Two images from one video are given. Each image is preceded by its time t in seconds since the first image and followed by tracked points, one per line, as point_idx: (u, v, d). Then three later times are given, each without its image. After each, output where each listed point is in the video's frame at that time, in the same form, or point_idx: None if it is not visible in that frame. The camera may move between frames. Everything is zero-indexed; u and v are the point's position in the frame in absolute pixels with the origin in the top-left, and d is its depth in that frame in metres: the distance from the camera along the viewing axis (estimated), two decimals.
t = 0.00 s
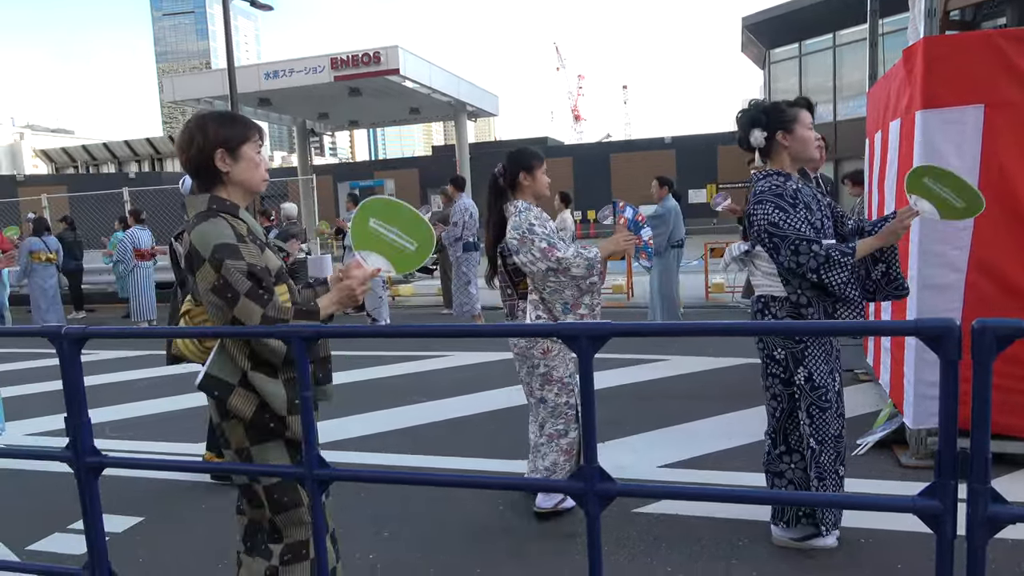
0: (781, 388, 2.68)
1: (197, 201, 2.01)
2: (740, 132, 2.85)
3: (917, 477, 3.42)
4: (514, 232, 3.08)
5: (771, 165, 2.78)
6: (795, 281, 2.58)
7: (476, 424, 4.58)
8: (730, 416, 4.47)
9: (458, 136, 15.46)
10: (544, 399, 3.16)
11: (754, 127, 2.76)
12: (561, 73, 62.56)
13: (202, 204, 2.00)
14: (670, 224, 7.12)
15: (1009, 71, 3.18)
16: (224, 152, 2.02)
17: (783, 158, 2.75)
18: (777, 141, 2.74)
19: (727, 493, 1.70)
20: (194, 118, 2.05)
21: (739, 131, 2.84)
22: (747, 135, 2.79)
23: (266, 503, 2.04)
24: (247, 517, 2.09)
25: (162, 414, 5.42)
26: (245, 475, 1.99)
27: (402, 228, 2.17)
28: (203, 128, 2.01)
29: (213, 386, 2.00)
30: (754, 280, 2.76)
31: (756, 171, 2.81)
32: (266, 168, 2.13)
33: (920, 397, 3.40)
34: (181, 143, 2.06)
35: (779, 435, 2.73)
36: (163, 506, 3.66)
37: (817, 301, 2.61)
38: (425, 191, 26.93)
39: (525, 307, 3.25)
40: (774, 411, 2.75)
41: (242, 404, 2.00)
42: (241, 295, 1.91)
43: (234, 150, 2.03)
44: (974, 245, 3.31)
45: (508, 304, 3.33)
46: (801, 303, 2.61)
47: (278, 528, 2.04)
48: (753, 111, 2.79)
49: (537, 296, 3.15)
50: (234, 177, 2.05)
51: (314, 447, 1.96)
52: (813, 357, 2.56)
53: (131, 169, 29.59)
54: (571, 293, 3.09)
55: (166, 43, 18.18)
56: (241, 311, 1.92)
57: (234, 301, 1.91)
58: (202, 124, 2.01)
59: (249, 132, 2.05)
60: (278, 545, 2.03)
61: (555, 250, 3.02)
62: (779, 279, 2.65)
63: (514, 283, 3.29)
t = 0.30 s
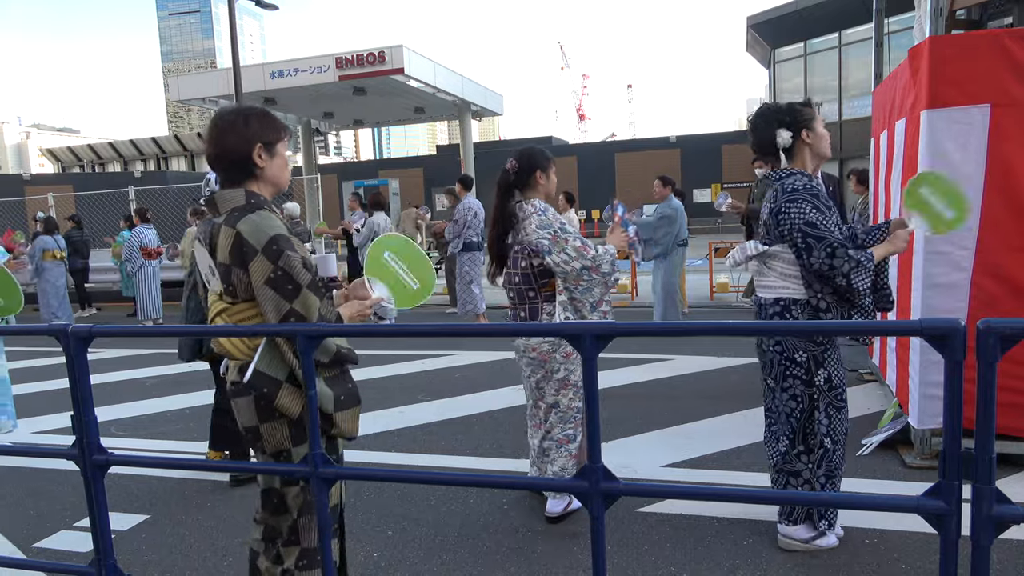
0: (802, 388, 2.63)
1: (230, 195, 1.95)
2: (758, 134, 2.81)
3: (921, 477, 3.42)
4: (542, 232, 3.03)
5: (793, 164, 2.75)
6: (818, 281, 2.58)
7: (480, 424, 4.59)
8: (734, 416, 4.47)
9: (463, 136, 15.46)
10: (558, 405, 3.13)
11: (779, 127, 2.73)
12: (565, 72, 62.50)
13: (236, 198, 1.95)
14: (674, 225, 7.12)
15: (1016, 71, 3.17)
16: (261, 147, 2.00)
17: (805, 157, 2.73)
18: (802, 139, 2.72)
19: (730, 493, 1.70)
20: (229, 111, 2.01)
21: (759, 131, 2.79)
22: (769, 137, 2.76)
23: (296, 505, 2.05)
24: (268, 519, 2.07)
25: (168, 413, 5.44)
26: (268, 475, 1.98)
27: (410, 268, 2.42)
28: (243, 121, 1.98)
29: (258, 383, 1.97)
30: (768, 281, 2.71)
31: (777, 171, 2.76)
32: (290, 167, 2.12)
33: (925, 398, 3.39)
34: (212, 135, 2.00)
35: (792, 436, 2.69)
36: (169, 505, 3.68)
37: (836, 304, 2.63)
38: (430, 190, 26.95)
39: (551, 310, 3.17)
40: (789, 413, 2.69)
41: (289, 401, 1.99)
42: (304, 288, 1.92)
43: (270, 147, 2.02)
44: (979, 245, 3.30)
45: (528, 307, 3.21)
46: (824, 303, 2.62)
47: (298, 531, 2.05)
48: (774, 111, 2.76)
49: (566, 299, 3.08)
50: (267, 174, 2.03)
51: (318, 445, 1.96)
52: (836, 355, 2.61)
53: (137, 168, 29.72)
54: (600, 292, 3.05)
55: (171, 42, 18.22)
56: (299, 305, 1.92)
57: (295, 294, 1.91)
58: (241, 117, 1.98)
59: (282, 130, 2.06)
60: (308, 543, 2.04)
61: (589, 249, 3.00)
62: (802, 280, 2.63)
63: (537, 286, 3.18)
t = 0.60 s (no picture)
0: (846, 391, 2.60)
1: (265, 191, 1.97)
2: (786, 126, 2.60)
3: (926, 478, 3.41)
4: (569, 232, 3.03)
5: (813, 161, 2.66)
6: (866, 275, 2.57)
7: (485, 425, 4.60)
8: (739, 416, 4.46)
9: (468, 136, 15.47)
10: (574, 408, 3.13)
11: (814, 121, 2.57)
12: (569, 72, 62.48)
13: (271, 193, 1.97)
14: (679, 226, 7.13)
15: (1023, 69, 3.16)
16: (297, 145, 2.02)
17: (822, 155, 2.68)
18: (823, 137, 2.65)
19: (736, 493, 1.69)
20: (259, 105, 2.00)
21: (793, 118, 2.59)
22: (803, 132, 2.59)
23: (313, 507, 2.04)
24: (285, 524, 2.06)
25: (173, 412, 5.46)
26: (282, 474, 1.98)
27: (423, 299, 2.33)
28: (279, 116, 1.99)
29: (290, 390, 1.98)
30: (818, 284, 2.58)
31: (801, 168, 2.63)
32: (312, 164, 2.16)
33: (931, 399, 3.38)
34: (243, 129, 1.99)
35: (833, 443, 2.63)
36: (175, 504, 3.69)
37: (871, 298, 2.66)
38: (435, 190, 27.00)
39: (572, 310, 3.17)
40: (830, 420, 2.62)
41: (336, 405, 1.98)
42: (352, 285, 1.92)
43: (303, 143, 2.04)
44: (985, 245, 3.29)
45: (549, 308, 3.16)
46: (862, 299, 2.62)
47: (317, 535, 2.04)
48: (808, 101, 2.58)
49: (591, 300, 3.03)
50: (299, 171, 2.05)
51: (322, 445, 1.95)
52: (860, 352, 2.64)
53: (143, 168, 29.84)
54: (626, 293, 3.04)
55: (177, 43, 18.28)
56: (346, 302, 1.92)
57: (341, 292, 1.91)
58: (275, 112, 1.98)
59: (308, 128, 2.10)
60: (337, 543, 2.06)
61: (615, 249, 2.98)
62: (849, 278, 2.59)
63: (559, 286, 3.14)
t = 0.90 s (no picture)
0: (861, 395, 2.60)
1: (284, 193, 1.96)
2: (821, 122, 2.56)
3: (932, 479, 3.40)
4: (574, 232, 3.12)
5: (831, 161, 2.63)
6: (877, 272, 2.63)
7: (489, 426, 4.60)
8: (744, 417, 4.45)
9: (472, 137, 15.49)
10: (576, 407, 3.14)
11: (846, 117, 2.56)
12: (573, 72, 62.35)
13: (292, 197, 1.97)
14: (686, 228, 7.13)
15: None
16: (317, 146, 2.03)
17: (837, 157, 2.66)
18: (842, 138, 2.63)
19: (742, 494, 1.69)
20: (279, 105, 1.99)
21: (826, 113, 2.55)
22: (836, 130, 2.56)
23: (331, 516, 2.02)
24: (300, 540, 2.02)
25: (179, 413, 5.49)
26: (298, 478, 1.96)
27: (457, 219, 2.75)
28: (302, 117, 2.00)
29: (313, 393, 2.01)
30: (848, 283, 2.55)
31: (825, 167, 2.59)
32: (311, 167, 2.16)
33: (936, 400, 3.37)
34: (262, 126, 1.95)
35: (852, 451, 2.61)
36: (180, 505, 3.71)
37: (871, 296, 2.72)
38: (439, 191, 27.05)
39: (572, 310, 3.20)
40: (850, 426, 2.59)
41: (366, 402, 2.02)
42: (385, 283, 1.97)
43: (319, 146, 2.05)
44: (990, 245, 3.28)
45: (552, 308, 3.14)
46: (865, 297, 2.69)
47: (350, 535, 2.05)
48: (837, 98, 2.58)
49: (592, 297, 3.18)
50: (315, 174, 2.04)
51: (327, 447, 1.95)
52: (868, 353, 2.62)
53: (148, 170, 29.95)
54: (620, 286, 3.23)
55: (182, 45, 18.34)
56: (381, 300, 1.96)
57: (375, 291, 1.95)
58: (297, 113, 1.98)
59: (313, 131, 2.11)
60: (356, 548, 2.05)
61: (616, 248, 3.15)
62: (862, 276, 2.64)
63: (560, 287, 3.14)
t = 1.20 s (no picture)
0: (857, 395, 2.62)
1: (279, 196, 1.96)
2: (821, 120, 2.54)
3: (935, 480, 3.40)
4: (551, 232, 3.07)
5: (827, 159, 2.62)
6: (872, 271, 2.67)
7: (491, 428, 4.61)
8: (747, 418, 4.44)
9: (474, 138, 15.51)
10: (565, 408, 3.13)
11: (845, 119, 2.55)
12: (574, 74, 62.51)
13: (286, 199, 1.97)
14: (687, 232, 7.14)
15: None
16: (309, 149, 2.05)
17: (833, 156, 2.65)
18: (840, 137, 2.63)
19: (744, 495, 1.69)
20: (268, 108, 2.00)
21: (827, 112, 2.54)
22: (835, 128, 2.55)
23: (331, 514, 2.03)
24: (306, 538, 2.03)
25: (182, 415, 5.50)
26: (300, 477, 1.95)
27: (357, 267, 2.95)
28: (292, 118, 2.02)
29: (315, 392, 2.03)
30: (849, 283, 2.57)
31: (824, 166, 2.59)
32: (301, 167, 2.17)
33: (939, 400, 3.36)
34: (254, 130, 1.97)
35: (849, 451, 2.62)
36: (183, 506, 3.72)
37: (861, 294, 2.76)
38: (441, 192, 27.06)
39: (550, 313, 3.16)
40: (846, 426, 2.60)
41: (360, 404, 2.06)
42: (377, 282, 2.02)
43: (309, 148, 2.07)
44: (993, 246, 3.28)
45: (532, 308, 3.14)
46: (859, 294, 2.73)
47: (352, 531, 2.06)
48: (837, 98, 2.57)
49: (567, 299, 3.12)
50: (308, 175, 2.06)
51: (330, 446, 1.96)
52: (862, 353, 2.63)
53: (150, 172, 29.99)
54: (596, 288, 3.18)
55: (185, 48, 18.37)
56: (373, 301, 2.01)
57: (369, 291, 2.00)
58: (287, 116, 2.00)
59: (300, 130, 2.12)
60: (358, 545, 2.06)
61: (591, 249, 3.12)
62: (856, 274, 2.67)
63: (541, 286, 3.14)
